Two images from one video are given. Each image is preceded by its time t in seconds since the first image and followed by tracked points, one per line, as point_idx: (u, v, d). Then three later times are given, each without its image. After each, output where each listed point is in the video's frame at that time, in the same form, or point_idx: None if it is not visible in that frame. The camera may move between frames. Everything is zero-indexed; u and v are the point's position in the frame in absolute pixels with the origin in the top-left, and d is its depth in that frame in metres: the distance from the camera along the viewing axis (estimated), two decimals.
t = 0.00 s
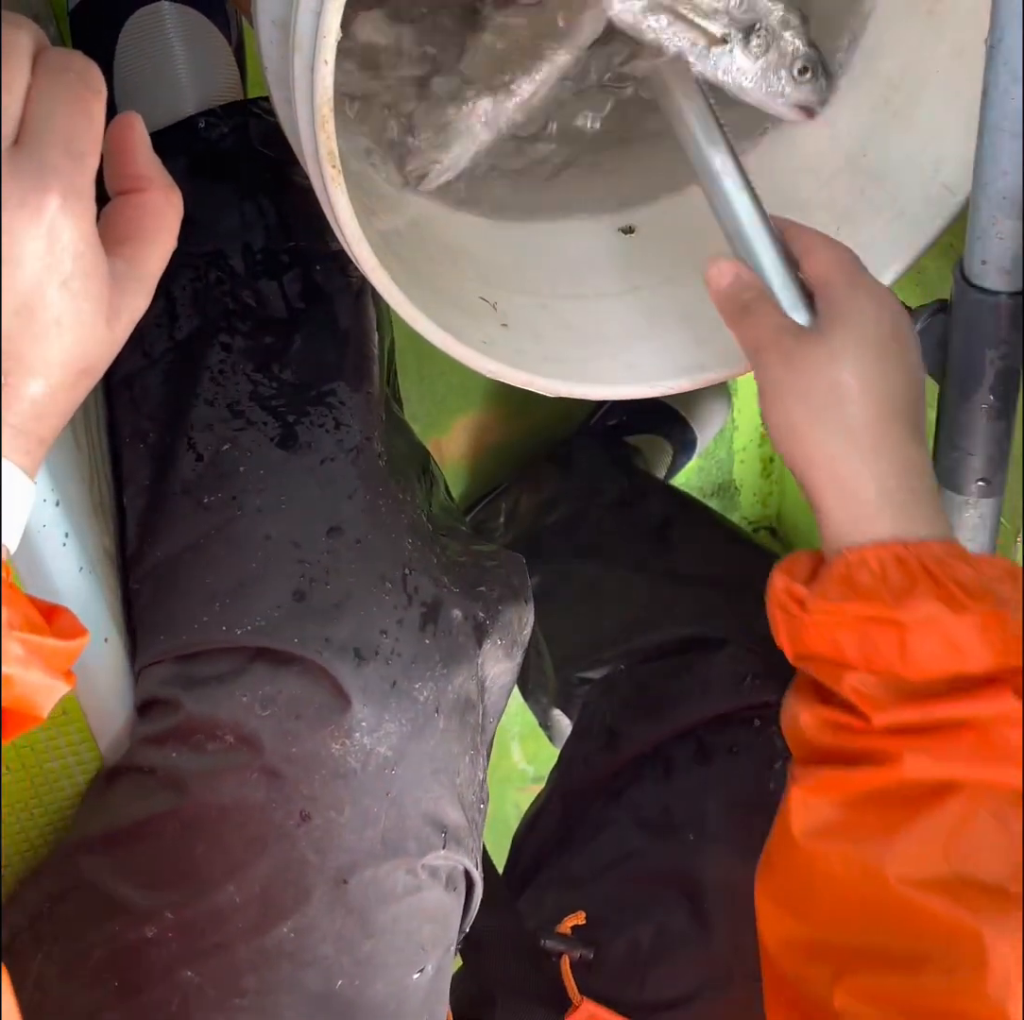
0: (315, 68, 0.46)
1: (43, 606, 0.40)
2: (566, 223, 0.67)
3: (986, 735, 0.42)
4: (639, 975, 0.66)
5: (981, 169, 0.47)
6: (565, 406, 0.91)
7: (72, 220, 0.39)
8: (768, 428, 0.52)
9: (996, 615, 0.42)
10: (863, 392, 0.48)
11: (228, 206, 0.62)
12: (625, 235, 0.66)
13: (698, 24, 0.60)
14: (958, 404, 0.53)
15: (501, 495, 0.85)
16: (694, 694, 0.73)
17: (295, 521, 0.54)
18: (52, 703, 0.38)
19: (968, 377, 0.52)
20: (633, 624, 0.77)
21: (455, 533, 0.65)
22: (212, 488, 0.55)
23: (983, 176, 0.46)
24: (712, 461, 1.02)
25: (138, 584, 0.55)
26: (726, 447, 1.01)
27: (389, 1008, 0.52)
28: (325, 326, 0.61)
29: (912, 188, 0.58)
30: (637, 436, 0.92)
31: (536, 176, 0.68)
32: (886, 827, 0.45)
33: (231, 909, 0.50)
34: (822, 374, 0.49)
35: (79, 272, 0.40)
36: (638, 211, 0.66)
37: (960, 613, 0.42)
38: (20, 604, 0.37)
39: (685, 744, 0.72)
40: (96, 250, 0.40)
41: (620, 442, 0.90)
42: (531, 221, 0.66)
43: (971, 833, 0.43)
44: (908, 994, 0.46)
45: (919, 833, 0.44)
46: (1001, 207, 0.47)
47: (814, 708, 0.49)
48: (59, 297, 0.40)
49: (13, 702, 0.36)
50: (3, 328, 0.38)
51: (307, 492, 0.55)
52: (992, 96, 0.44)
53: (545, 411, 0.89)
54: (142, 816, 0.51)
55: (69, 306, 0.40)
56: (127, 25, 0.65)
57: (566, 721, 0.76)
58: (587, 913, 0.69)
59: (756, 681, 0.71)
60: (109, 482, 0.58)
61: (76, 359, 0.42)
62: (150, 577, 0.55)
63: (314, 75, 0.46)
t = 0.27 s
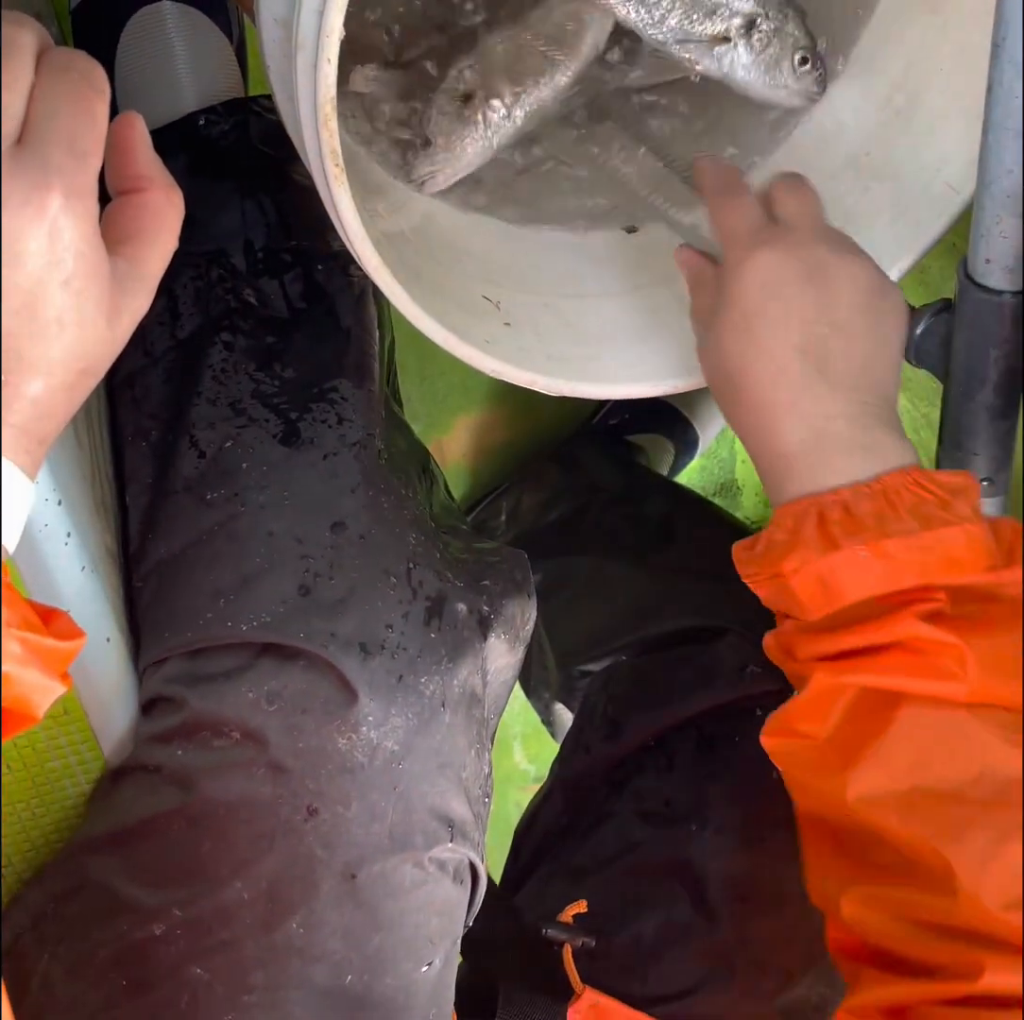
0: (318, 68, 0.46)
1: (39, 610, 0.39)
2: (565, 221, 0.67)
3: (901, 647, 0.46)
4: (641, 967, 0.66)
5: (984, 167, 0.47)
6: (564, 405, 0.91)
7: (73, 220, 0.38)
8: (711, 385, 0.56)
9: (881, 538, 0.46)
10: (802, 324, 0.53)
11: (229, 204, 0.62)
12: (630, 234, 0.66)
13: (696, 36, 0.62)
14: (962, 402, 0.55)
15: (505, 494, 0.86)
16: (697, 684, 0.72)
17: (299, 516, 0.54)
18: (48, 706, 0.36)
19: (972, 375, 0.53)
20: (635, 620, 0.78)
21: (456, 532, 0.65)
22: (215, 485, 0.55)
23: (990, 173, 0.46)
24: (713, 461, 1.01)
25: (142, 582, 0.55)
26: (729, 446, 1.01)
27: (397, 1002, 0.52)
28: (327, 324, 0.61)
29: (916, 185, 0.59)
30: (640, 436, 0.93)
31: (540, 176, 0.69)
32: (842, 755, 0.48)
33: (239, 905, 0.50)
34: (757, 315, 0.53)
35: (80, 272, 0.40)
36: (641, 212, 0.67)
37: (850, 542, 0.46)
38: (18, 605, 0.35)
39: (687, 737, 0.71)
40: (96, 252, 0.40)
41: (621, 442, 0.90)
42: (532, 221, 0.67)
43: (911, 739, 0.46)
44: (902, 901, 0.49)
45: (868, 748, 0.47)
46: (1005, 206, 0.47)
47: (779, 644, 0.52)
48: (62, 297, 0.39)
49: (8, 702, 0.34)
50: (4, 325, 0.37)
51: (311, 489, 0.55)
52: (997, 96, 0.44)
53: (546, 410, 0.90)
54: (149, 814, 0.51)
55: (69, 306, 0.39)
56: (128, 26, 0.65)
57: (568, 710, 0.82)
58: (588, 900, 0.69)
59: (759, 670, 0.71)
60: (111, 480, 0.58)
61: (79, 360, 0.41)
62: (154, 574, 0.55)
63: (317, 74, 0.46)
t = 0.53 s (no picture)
0: (318, 66, 0.46)
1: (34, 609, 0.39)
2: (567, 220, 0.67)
3: (865, 601, 0.41)
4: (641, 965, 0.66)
5: (987, 166, 0.46)
6: (566, 404, 0.90)
7: (72, 218, 0.38)
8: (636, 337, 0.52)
9: (830, 488, 0.41)
10: (732, 274, 0.48)
11: (230, 203, 0.62)
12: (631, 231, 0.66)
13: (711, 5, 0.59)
14: (962, 401, 0.55)
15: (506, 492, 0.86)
16: (702, 685, 0.71)
17: (299, 516, 0.54)
18: (41, 705, 0.36)
19: (972, 374, 0.53)
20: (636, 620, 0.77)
21: (457, 532, 0.65)
22: (214, 484, 0.55)
23: (991, 171, 0.46)
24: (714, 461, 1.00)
25: (140, 581, 0.55)
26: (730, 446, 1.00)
27: (396, 1003, 0.52)
28: (327, 324, 0.61)
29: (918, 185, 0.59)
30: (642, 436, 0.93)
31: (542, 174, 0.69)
32: (813, 720, 0.43)
33: (237, 906, 0.49)
34: (685, 276, 0.48)
35: (78, 270, 0.40)
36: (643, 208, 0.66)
37: (801, 493, 0.41)
38: (12, 604, 0.35)
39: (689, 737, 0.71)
40: (95, 250, 0.40)
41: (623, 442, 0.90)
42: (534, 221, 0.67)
43: (880, 701, 0.41)
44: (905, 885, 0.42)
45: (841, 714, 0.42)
46: (1006, 205, 0.46)
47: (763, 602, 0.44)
48: (59, 294, 0.39)
49: (2, 701, 0.34)
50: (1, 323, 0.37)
51: (310, 488, 0.55)
52: (999, 95, 0.44)
53: (547, 409, 0.89)
54: (147, 814, 0.51)
55: (68, 304, 0.39)
56: (129, 25, 0.65)
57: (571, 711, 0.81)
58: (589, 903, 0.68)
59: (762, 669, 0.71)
60: (110, 479, 0.58)
61: (77, 359, 0.41)
62: (153, 574, 0.54)
63: (317, 72, 0.46)
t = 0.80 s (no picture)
0: (320, 64, 0.46)
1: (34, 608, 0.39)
2: (568, 220, 0.67)
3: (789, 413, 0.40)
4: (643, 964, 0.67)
5: (987, 165, 0.46)
6: (568, 404, 0.90)
7: (72, 217, 0.38)
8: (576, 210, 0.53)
9: (733, 290, 0.40)
10: (632, 113, 0.47)
11: (230, 202, 0.62)
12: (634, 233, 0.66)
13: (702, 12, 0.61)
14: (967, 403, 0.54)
15: (507, 491, 0.86)
16: (701, 683, 0.71)
17: (301, 514, 0.54)
18: (43, 704, 0.36)
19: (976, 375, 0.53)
20: (638, 618, 0.77)
21: (460, 531, 0.64)
22: (215, 483, 0.55)
23: (993, 172, 0.46)
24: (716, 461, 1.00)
25: (142, 580, 0.55)
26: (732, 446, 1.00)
27: (398, 1003, 0.52)
28: (329, 322, 0.61)
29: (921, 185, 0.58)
30: (645, 436, 0.93)
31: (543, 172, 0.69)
32: (744, 554, 0.41)
33: (239, 905, 0.49)
34: (586, 126, 0.48)
35: (78, 269, 0.39)
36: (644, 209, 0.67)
37: (706, 297, 0.41)
38: (13, 603, 0.35)
39: (691, 734, 0.71)
40: (95, 248, 0.40)
41: (626, 441, 0.90)
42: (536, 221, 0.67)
43: (813, 519, 0.39)
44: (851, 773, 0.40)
45: (775, 541, 0.40)
46: (1011, 204, 0.46)
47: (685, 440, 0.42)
48: (59, 293, 0.39)
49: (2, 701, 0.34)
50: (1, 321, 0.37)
51: (311, 487, 0.55)
52: (1001, 92, 0.43)
53: (549, 410, 0.89)
54: (149, 813, 0.51)
55: (68, 301, 0.39)
56: (129, 25, 0.65)
57: (574, 710, 0.82)
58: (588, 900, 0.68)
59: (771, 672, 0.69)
60: (111, 477, 0.58)
61: (77, 358, 0.41)
62: (155, 573, 0.54)
63: (318, 70, 0.46)
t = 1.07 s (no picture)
0: (323, 63, 0.46)
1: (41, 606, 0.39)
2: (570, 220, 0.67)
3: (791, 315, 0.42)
4: (648, 961, 0.67)
5: (992, 163, 0.46)
6: (570, 403, 0.91)
7: (78, 215, 0.38)
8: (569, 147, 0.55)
9: (698, 213, 0.43)
10: (603, 45, 0.50)
11: (233, 202, 0.62)
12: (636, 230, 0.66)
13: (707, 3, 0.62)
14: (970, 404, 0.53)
15: (510, 491, 0.86)
16: (702, 679, 0.71)
17: (304, 512, 0.54)
18: (50, 702, 0.36)
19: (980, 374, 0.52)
20: (641, 617, 0.78)
21: (463, 529, 0.65)
22: (219, 482, 0.55)
23: (996, 171, 0.46)
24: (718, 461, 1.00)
25: (146, 580, 0.55)
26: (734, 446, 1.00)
27: (403, 1000, 0.52)
28: (332, 321, 0.61)
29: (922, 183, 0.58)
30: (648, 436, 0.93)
31: (544, 171, 0.69)
32: (744, 473, 0.44)
33: (245, 903, 0.49)
34: (558, 64, 0.51)
35: (84, 268, 0.40)
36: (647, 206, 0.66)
37: (695, 213, 0.43)
38: (19, 602, 0.35)
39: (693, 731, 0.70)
40: (101, 246, 0.40)
41: (628, 441, 0.90)
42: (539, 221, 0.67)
43: (810, 425, 0.41)
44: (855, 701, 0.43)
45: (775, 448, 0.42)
46: (1015, 203, 0.46)
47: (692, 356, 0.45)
48: (65, 291, 0.39)
49: (10, 698, 0.34)
50: (7, 319, 0.37)
51: (316, 484, 0.55)
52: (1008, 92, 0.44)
53: (550, 409, 0.89)
54: (154, 812, 0.51)
55: (72, 301, 0.39)
56: (130, 26, 0.65)
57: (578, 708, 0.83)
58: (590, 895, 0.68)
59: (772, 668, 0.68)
60: (115, 476, 0.58)
61: (83, 356, 0.41)
62: (159, 571, 0.54)
63: (322, 69, 0.46)
